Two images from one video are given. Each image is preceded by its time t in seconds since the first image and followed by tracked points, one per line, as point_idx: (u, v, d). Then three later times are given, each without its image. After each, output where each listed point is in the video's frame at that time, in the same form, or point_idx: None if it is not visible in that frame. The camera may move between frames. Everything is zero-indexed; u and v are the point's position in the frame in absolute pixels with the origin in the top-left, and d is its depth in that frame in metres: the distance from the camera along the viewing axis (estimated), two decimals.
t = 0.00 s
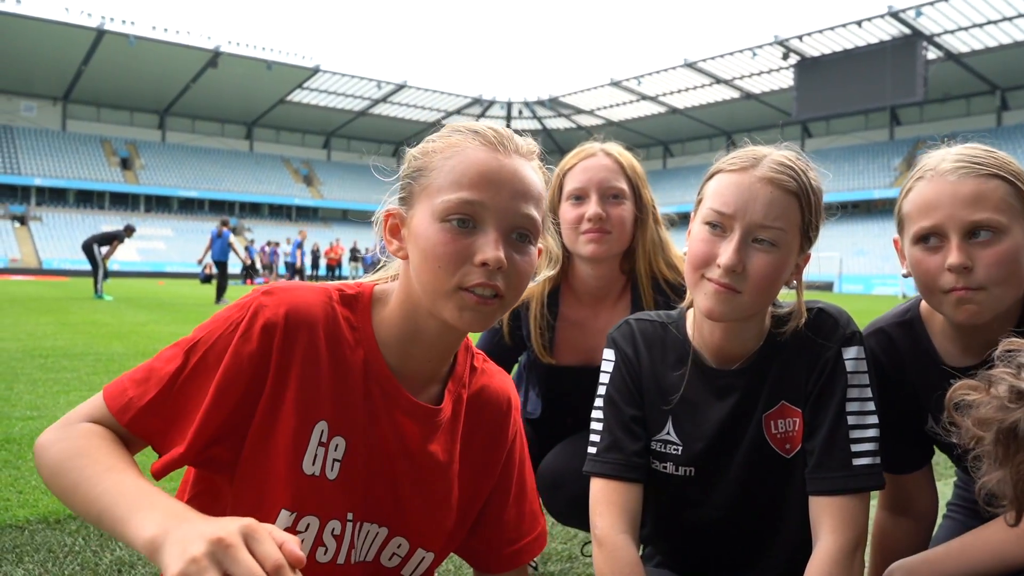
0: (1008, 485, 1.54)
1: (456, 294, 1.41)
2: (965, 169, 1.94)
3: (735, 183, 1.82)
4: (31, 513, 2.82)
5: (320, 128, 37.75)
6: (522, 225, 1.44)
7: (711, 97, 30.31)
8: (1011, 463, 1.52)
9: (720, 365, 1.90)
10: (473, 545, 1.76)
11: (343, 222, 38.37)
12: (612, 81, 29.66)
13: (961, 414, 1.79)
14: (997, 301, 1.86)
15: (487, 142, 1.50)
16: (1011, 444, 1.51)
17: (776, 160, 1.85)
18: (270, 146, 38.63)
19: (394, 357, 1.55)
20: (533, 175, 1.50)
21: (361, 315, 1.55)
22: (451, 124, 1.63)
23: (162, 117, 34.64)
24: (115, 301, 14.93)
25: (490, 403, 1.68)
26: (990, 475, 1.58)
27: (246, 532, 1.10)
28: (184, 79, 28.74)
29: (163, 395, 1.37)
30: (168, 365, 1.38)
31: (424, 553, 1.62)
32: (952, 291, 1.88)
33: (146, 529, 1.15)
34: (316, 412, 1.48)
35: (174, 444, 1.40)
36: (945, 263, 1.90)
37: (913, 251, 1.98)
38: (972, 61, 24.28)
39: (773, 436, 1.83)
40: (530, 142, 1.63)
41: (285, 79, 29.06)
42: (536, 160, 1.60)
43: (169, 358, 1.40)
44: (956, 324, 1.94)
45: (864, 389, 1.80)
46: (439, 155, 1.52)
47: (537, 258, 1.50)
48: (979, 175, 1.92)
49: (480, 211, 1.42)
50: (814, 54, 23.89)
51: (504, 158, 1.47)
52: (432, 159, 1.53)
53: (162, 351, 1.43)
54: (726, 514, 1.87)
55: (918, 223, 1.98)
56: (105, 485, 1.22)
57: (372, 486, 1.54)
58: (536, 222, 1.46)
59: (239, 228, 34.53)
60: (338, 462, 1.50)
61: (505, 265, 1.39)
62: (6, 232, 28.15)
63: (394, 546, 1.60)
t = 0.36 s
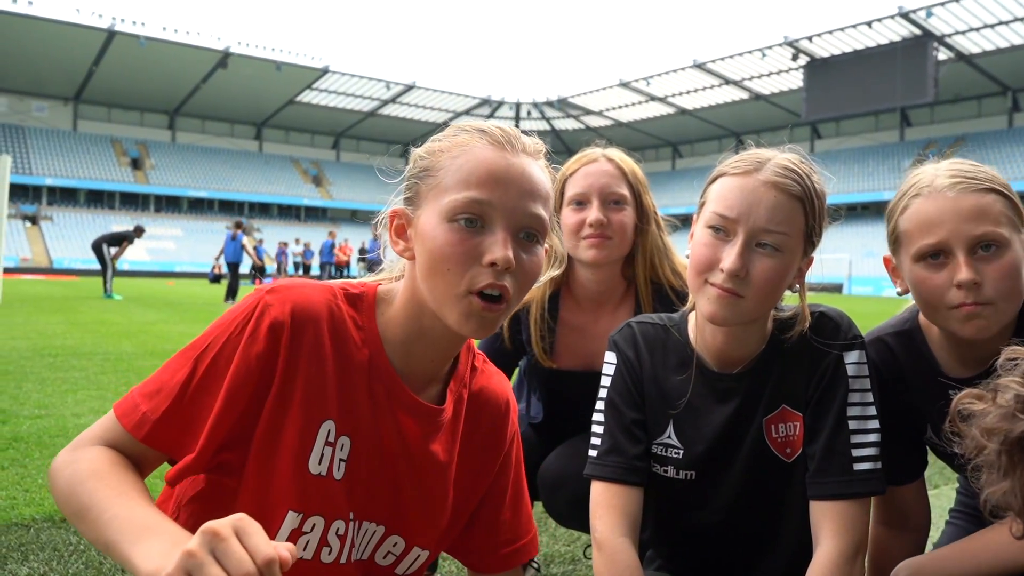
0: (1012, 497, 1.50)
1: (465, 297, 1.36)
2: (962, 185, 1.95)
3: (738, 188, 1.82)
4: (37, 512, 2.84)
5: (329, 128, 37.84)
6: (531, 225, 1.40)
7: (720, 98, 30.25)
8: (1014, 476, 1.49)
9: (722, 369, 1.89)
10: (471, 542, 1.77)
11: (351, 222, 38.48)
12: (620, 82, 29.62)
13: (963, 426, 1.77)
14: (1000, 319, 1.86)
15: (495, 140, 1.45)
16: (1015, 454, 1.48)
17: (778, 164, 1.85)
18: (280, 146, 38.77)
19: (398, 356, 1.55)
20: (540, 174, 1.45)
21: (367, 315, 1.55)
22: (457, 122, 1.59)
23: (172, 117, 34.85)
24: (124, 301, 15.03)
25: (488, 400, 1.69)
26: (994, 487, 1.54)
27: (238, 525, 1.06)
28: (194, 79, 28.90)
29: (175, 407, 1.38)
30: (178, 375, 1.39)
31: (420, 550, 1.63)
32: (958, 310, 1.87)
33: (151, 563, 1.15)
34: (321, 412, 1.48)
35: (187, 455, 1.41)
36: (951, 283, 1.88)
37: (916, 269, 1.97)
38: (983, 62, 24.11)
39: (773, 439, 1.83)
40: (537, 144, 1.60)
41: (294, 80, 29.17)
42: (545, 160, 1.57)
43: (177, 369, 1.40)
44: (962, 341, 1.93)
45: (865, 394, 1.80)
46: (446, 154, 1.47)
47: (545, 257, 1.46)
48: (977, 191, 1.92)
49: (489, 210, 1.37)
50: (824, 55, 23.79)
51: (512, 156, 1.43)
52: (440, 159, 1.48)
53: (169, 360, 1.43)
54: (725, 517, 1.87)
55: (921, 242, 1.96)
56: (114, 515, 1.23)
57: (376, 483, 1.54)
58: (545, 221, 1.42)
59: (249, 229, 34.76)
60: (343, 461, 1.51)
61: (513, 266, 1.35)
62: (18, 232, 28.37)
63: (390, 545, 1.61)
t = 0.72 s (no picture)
0: (1014, 503, 1.47)
1: (470, 299, 1.35)
2: (960, 178, 1.94)
3: (745, 193, 1.80)
4: (45, 511, 2.87)
5: (339, 128, 37.93)
6: (541, 231, 1.38)
7: (731, 99, 30.14)
8: (1016, 481, 1.47)
9: (725, 374, 1.87)
10: (473, 545, 1.77)
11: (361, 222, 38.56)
12: (631, 82, 29.58)
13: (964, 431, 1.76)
14: (1000, 309, 1.86)
15: (507, 144, 1.43)
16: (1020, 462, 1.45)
17: (786, 169, 1.83)
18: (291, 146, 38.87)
19: (405, 358, 1.54)
20: (552, 179, 1.43)
21: (373, 315, 1.54)
22: (468, 123, 1.56)
23: (184, 117, 35.06)
24: (136, 300, 15.14)
25: (494, 404, 1.69)
26: (993, 493, 1.52)
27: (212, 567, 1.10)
28: (206, 80, 29.06)
29: (188, 408, 1.38)
30: (188, 378, 1.39)
31: (421, 556, 1.62)
32: (954, 301, 1.87)
33: None
34: (322, 410, 1.48)
35: (198, 456, 1.42)
36: (950, 274, 1.88)
37: (913, 259, 1.96)
38: (997, 61, 23.88)
39: (776, 445, 1.82)
40: (550, 146, 1.57)
41: (305, 80, 29.27)
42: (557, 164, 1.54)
43: (188, 371, 1.40)
44: (960, 332, 1.92)
45: (868, 400, 1.79)
46: (457, 158, 1.44)
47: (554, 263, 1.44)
48: (973, 183, 1.92)
49: (500, 216, 1.35)
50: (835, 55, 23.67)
51: (523, 161, 1.40)
52: (451, 160, 1.45)
53: (180, 363, 1.43)
54: (726, 523, 1.86)
55: (918, 232, 1.96)
56: (108, 538, 1.23)
57: (378, 484, 1.53)
58: (555, 228, 1.40)
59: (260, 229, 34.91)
60: (342, 460, 1.50)
61: (523, 273, 1.33)
62: (32, 231, 28.63)
63: (391, 552, 1.60)
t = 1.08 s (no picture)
0: (1004, 505, 1.38)
1: (464, 300, 1.32)
2: (954, 179, 1.95)
3: (741, 201, 1.78)
4: (41, 517, 2.86)
5: (341, 134, 38.00)
6: (536, 233, 1.35)
7: (733, 105, 30.18)
8: (1005, 484, 1.37)
9: (718, 381, 1.86)
10: (472, 548, 1.76)
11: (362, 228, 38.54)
12: (633, 88, 29.62)
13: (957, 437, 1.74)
14: (995, 305, 1.85)
15: (501, 146, 1.42)
16: (1008, 465, 1.36)
17: (781, 176, 1.81)
18: (293, 152, 38.89)
19: (398, 360, 1.53)
20: (547, 181, 1.41)
21: (367, 319, 1.54)
22: (461, 131, 1.56)
23: (186, 123, 35.12)
24: (137, 306, 15.15)
25: (492, 409, 1.68)
26: (982, 496, 1.43)
27: None
28: (208, 86, 29.12)
29: (184, 413, 1.37)
30: (185, 381, 1.38)
31: (420, 562, 1.59)
32: (949, 297, 1.86)
33: None
34: (315, 412, 1.45)
35: (192, 457, 1.41)
36: (944, 268, 1.87)
37: (908, 256, 1.96)
38: (998, 69, 23.92)
39: (768, 453, 1.81)
40: (545, 150, 1.56)
41: (308, 86, 29.32)
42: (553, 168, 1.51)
43: (185, 375, 1.39)
44: (954, 329, 1.90)
45: (861, 408, 1.77)
46: (452, 162, 1.43)
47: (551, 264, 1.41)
48: (968, 184, 1.92)
49: (495, 215, 1.33)
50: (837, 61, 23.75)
51: (517, 161, 1.38)
52: (446, 163, 1.44)
53: (177, 367, 1.41)
54: (719, 531, 1.85)
55: (912, 231, 1.95)
56: (94, 547, 1.23)
57: (373, 487, 1.50)
58: (549, 227, 1.37)
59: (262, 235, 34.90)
60: (334, 463, 1.47)
61: (518, 271, 1.30)
62: (34, 236, 28.66)
63: (388, 558, 1.57)
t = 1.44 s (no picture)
0: (985, 510, 1.33)
1: (449, 307, 1.31)
2: (927, 178, 1.93)
3: (728, 203, 1.74)
4: (30, 517, 2.85)
5: (343, 134, 38.02)
6: (518, 237, 1.34)
7: (734, 107, 30.19)
8: (986, 490, 1.33)
9: (704, 384, 1.85)
10: (456, 545, 1.68)
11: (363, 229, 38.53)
12: (634, 90, 29.62)
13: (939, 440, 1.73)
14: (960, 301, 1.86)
15: (479, 153, 1.39)
16: (990, 467, 1.33)
17: (769, 179, 1.78)
18: (294, 152, 38.93)
19: (391, 364, 1.44)
20: (529, 187, 1.39)
21: (363, 323, 1.43)
22: (444, 137, 1.53)
23: (188, 123, 35.14)
24: (136, 305, 15.16)
25: (481, 410, 1.59)
26: (966, 501, 1.39)
27: None
28: (210, 85, 29.13)
29: (177, 406, 1.27)
30: (178, 377, 1.28)
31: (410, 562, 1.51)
32: (914, 293, 1.88)
33: None
34: (309, 414, 1.36)
35: (188, 456, 1.31)
36: (910, 265, 1.88)
37: (879, 253, 1.95)
38: (999, 71, 23.92)
39: (753, 456, 1.81)
40: (528, 154, 1.53)
41: (309, 86, 29.34)
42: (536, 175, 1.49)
43: (180, 369, 1.30)
44: (926, 327, 1.91)
45: (847, 411, 1.76)
46: (432, 169, 1.41)
47: (534, 267, 1.39)
48: (939, 183, 1.91)
49: (472, 224, 1.32)
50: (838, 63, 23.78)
51: (494, 169, 1.36)
52: (424, 174, 1.43)
53: (168, 361, 1.32)
54: (703, 534, 1.85)
55: (882, 230, 1.95)
56: (82, 543, 1.15)
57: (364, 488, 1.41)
58: (531, 233, 1.36)
59: (263, 235, 34.91)
60: (324, 467, 1.39)
61: (499, 278, 1.29)
62: (35, 235, 28.69)
63: (379, 560, 1.48)
